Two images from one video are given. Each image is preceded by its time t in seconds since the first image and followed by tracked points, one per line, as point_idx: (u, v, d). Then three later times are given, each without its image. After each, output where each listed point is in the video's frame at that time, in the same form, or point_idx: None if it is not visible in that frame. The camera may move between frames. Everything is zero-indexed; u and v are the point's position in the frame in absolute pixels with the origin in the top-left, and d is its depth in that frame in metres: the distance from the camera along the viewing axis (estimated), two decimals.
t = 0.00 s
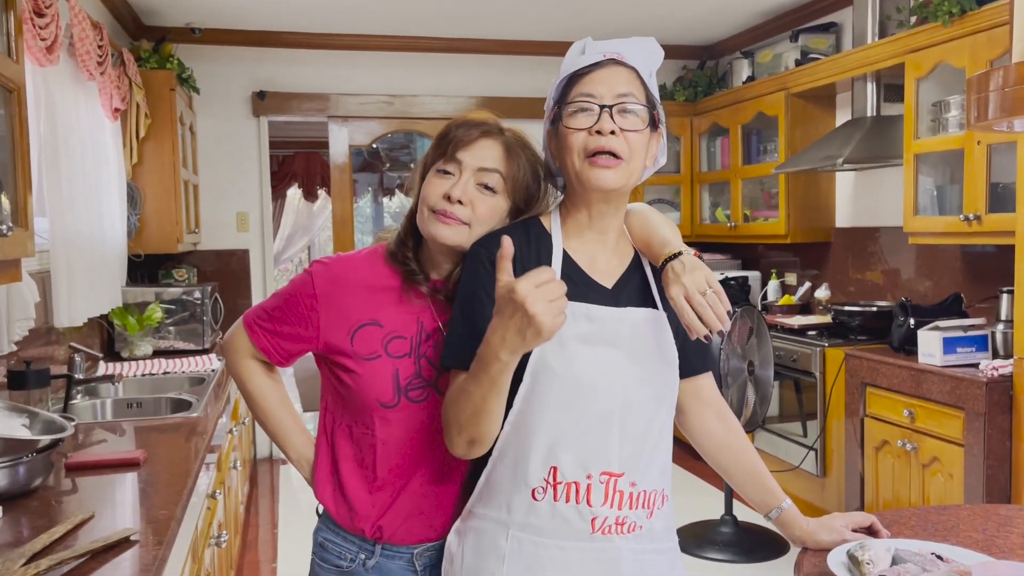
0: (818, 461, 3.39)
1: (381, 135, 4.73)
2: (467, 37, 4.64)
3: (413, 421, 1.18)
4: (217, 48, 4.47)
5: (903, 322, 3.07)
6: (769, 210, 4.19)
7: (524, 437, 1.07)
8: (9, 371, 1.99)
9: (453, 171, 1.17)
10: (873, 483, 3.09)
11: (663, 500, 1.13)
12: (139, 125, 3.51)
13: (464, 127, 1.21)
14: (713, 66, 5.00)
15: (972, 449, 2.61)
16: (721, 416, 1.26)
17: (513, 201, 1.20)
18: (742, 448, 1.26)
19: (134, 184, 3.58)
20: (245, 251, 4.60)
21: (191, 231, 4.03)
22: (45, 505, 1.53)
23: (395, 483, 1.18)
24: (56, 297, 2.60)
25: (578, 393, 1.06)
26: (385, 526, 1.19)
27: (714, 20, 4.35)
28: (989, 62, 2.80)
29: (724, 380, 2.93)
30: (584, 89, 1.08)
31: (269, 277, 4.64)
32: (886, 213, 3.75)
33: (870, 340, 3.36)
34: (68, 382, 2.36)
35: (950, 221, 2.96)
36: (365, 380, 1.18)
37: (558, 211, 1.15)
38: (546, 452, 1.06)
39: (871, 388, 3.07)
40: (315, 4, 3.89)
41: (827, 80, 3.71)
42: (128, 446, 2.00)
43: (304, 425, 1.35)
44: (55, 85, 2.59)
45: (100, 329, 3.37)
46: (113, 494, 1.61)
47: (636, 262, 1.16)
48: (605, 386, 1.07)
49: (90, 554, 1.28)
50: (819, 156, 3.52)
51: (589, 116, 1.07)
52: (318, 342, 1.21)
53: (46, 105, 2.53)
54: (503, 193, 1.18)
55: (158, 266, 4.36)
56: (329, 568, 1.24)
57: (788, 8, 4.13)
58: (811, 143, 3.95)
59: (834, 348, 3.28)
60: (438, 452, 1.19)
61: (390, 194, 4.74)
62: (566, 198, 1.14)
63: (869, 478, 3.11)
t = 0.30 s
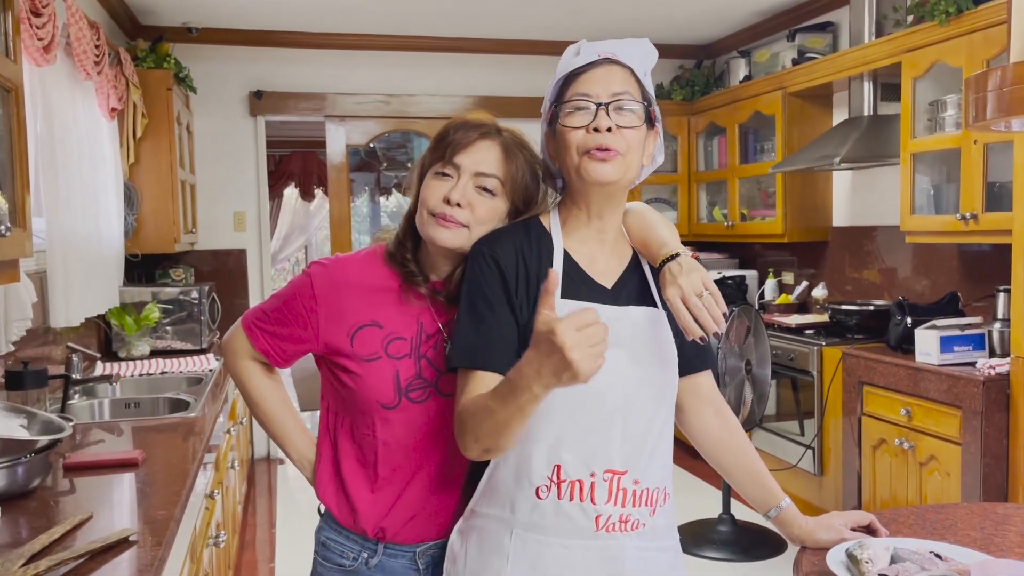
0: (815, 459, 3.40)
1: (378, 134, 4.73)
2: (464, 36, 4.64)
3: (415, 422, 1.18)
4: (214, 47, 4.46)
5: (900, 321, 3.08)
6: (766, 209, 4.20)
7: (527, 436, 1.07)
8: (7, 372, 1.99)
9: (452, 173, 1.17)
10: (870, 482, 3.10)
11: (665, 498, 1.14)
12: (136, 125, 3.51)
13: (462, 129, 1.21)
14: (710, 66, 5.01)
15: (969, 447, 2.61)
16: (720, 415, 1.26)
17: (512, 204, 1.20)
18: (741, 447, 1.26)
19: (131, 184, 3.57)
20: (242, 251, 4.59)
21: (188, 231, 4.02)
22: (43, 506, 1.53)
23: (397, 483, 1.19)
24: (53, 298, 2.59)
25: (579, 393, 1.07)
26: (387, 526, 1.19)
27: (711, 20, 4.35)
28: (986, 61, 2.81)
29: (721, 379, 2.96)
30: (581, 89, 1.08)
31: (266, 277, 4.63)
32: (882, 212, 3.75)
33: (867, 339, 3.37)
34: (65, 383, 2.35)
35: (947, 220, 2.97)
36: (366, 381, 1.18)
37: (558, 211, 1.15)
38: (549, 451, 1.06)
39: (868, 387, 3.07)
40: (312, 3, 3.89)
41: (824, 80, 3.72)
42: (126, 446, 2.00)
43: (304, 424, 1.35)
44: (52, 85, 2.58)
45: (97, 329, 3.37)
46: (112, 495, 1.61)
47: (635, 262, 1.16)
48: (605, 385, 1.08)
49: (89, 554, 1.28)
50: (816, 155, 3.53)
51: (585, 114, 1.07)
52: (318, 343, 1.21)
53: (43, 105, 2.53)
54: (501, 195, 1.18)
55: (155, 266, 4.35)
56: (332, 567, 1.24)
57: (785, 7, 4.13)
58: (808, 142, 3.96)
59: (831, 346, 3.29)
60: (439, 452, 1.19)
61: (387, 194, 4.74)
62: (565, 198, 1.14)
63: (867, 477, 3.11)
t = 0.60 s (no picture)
0: (812, 459, 3.40)
1: (375, 134, 4.72)
2: (461, 36, 4.64)
3: (414, 425, 1.18)
4: (211, 48, 4.46)
5: (897, 321, 3.09)
6: (763, 209, 4.20)
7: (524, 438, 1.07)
8: (3, 373, 1.98)
9: (449, 175, 1.18)
10: (868, 482, 3.10)
11: (663, 500, 1.14)
12: (133, 125, 3.51)
13: (460, 131, 1.21)
14: (708, 66, 5.01)
15: (966, 448, 2.62)
16: (718, 417, 1.26)
17: (509, 206, 1.20)
18: (739, 448, 1.26)
19: (128, 184, 3.57)
20: (239, 251, 4.59)
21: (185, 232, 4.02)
22: (40, 508, 1.53)
23: (395, 485, 1.19)
24: (49, 298, 2.59)
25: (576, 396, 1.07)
26: (384, 528, 1.19)
27: (708, 20, 4.35)
28: (983, 62, 2.81)
29: (718, 378, 2.96)
30: (575, 95, 1.08)
31: (264, 277, 4.63)
32: (879, 212, 3.76)
33: (865, 340, 3.37)
34: (63, 385, 2.35)
35: (944, 220, 2.97)
36: (364, 384, 1.18)
37: (554, 213, 1.15)
38: (546, 454, 1.06)
39: (865, 387, 3.08)
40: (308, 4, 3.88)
41: (821, 80, 3.72)
42: (123, 448, 2.00)
43: (303, 426, 1.36)
44: (49, 86, 2.58)
45: (94, 330, 3.36)
46: (109, 496, 1.61)
47: (633, 264, 1.16)
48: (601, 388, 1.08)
49: (86, 556, 1.28)
50: (813, 155, 3.53)
51: (579, 121, 1.07)
52: (316, 346, 1.21)
53: (39, 106, 2.53)
54: (498, 198, 1.18)
55: (152, 266, 4.35)
56: (330, 568, 1.24)
57: (782, 8, 4.13)
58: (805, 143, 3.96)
59: (828, 346, 3.30)
60: (438, 454, 1.19)
61: (385, 193, 4.69)
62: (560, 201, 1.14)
63: (864, 477, 3.12)
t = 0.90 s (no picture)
0: (811, 459, 3.40)
1: (374, 134, 4.72)
2: (459, 36, 4.64)
3: (413, 426, 1.18)
4: (209, 47, 4.45)
5: (895, 321, 3.09)
6: (761, 209, 4.20)
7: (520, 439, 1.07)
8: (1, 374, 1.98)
9: (446, 177, 1.18)
10: (866, 481, 3.10)
11: (659, 501, 1.14)
12: (130, 125, 3.50)
13: (457, 132, 1.21)
14: (706, 66, 5.01)
15: (964, 447, 2.62)
16: (717, 417, 1.26)
17: (506, 206, 1.20)
18: (738, 449, 1.26)
19: (126, 184, 3.56)
20: (237, 251, 4.59)
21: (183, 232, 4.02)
22: (38, 509, 1.53)
23: (395, 487, 1.19)
24: (47, 298, 2.59)
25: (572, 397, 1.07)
26: (385, 528, 1.19)
27: (706, 20, 4.36)
28: (981, 62, 2.81)
29: (717, 379, 2.91)
30: (571, 98, 1.08)
31: (262, 277, 4.63)
32: (877, 212, 3.76)
33: (863, 340, 3.38)
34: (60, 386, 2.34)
35: (942, 221, 2.97)
36: (363, 386, 1.18)
37: (552, 214, 1.15)
38: (541, 455, 1.07)
39: (863, 387, 3.08)
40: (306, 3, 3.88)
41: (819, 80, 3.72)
42: (121, 448, 1.99)
43: (305, 426, 1.35)
44: (46, 86, 2.58)
45: (92, 330, 3.36)
46: (107, 498, 1.60)
47: (631, 265, 1.16)
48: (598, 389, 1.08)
49: (84, 557, 1.28)
50: (811, 155, 3.53)
51: (577, 124, 1.07)
52: (315, 348, 1.21)
53: (36, 106, 2.53)
54: (495, 199, 1.18)
55: (150, 266, 4.35)
56: (331, 568, 1.24)
57: (780, 8, 4.13)
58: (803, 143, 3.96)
59: (827, 346, 3.30)
60: (437, 456, 1.19)
61: (383, 194, 4.72)
62: (558, 202, 1.14)
63: (862, 477, 3.12)
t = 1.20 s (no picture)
0: (810, 459, 3.40)
1: (373, 134, 4.72)
2: (458, 36, 4.64)
3: (413, 425, 1.18)
4: (208, 48, 4.45)
5: (895, 321, 3.09)
6: (761, 208, 4.20)
7: (519, 441, 1.07)
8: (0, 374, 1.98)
9: (444, 177, 1.17)
10: (865, 481, 3.10)
11: (659, 502, 1.13)
12: (130, 125, 3.50)
13: (456, 132, 1.20)
14: (705, 66, 5.01)
15: (964, 447, 2.62)
16: (718, 417, 1.26)
17: (504, 206, 1.19)
18: (739, 448, 1.26)
19: (125, 184, 3.56)
20: (237, 252, 4.59)
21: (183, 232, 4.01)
22: (38, 510, 1.52)
23: (396, 486, 1.19)
24: (46, 298, 2.58)
25: (571, 397, 1.06)
26: (386, 528, 1.19)
27: (705, 20, 4.35)
28: (980, 62, 2.81)
29: (717, 379, 2.91)
30: (571, 94, 1.08)
31: (261, 277, 4.63)
32: (877, 212, 3.76)
33: (863, 340, 3.38)
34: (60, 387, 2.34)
35: (941, 220, 2.98)
36: (363, 386, 1.18)
37: (552, 214, 1.15)
38: (540, 455, 1.06)
39: (863, 387, 3.08)
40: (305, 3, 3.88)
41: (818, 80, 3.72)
42: (120, 449, 1.99)
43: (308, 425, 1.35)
44: (45, 86, 2.58)
45: (91, 331, 3.36)
46: (107, 498, 1.60)
47: (631, 266, 1.16)
48: (597, 389, 1.08)
49: (84, 558, 1.28)
50: (810, 155, 3.53)
51: (576, 120, 1.07)
52: (316, 347, 1.21)
53: (35, 105, 2.52)
54: (493, 198, 1.18)
55: (150, 267, 4.35)
56: (332, 567, 1.24)
57: (779, 7, 4.13)
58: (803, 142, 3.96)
59: (827, 346, 3.30)
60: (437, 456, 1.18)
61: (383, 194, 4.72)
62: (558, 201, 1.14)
63: (862, 477, 3.12)
